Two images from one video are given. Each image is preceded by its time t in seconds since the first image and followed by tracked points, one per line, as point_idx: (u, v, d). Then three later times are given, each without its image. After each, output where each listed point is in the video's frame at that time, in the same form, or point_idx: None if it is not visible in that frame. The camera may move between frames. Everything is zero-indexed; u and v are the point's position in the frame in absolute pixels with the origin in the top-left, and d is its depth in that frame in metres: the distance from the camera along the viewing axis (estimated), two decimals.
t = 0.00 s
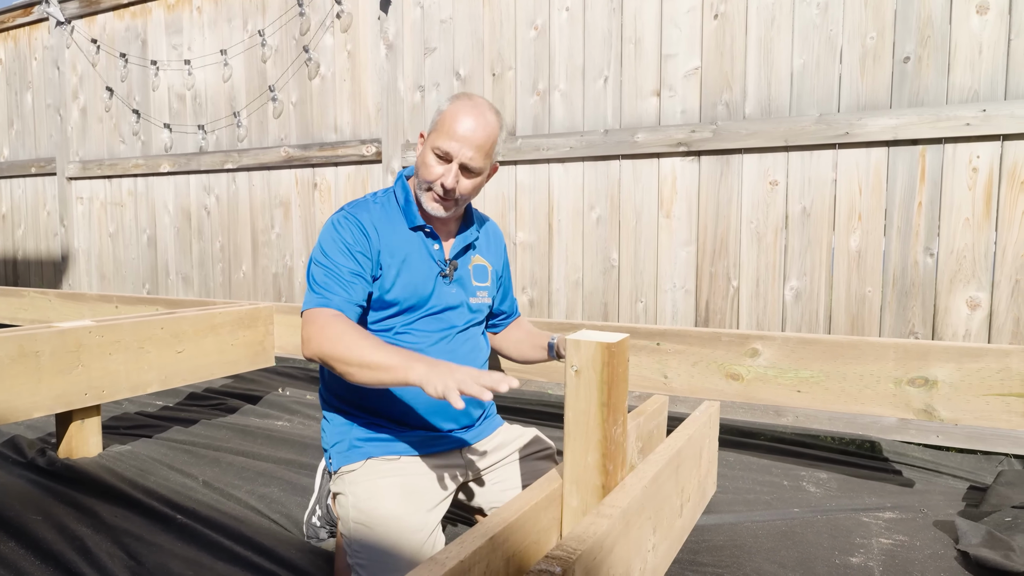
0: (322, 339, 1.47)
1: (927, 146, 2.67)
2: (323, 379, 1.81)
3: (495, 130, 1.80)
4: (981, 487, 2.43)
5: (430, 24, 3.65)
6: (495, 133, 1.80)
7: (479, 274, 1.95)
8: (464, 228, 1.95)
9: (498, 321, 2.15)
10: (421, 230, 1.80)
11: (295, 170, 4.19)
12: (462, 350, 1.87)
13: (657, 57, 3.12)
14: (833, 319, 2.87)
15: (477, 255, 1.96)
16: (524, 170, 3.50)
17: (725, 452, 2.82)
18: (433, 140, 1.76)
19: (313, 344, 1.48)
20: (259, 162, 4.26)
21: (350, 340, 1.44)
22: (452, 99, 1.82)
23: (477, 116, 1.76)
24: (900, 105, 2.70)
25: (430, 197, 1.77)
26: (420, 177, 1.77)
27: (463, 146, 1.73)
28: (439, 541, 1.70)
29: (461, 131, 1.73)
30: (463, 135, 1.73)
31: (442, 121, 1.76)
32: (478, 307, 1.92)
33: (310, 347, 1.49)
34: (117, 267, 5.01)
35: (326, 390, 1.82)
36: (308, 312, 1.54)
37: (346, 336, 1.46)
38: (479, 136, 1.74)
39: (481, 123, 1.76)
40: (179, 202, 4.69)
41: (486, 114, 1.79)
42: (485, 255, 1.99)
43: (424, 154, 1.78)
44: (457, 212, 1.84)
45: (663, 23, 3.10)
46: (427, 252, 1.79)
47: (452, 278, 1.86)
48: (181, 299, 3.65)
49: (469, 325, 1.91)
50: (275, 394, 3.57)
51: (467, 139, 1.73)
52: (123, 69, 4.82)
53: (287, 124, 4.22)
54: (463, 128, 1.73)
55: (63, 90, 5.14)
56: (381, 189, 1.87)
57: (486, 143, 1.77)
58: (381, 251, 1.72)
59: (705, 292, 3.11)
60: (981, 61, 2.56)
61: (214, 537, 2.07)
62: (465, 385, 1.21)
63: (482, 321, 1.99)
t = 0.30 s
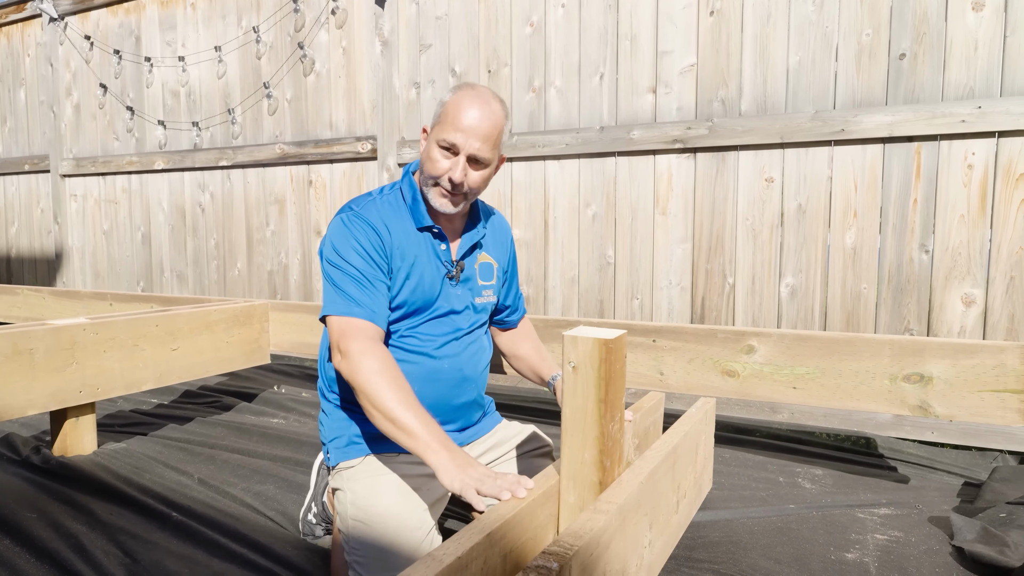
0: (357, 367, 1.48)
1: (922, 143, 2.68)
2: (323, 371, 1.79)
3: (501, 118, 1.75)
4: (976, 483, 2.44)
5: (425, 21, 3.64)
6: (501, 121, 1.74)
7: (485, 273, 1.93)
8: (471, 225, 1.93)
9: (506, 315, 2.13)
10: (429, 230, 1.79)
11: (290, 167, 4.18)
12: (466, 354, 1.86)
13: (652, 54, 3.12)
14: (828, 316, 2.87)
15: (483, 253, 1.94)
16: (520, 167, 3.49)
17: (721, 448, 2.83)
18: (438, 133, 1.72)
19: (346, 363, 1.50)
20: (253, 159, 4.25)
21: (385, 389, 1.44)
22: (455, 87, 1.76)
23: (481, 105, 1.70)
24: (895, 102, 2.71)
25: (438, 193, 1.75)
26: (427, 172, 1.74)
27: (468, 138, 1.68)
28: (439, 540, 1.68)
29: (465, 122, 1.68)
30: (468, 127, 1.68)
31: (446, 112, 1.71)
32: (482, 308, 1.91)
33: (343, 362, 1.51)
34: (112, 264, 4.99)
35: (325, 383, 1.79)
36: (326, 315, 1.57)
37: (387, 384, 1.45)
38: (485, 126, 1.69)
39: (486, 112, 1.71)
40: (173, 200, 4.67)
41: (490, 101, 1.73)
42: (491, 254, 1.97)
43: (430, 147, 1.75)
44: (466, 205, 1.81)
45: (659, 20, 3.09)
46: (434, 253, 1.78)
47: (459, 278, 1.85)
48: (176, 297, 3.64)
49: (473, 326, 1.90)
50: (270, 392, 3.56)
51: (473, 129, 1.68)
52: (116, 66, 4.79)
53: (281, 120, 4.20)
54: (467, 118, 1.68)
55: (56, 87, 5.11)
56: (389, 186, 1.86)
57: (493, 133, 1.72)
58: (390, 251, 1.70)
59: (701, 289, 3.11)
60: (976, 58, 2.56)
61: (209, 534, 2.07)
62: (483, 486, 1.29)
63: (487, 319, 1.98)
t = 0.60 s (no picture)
0: (359, 360, 1.46)
1: (919, 140, 2.68)
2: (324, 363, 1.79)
3: (510, 111, 1.73)
4: (971, 478, 2.45)
5: (421, 17, 3.63)
6: (511, 114, 1.73)
7: (490, 267, 1.93)
8: (476, 219, 1.92)
9: (507, 309, 2.13)
10: (435, 224, 1.78)
11: (286, 164, 4.16)
12: (470, 352, 1.85)
13: (649, 50, 3.11)
14: (825, 312, 2.88)
15: (488, 247, 1.94)
16: (516, 164, 3.49)
17: (717, 444, 2.83)
18: (448, 127, 1.70)
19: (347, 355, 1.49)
20: (249, 155, 4.23)
21: (388, 383, 1.43)
22: (462, 79, 1.73)
23: (492, 98, 1.68)
24: (892, 98, 2.71)
25: (450, 187, 1.74)
26: (438, 167, 1.73)
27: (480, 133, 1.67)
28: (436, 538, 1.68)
29: (475, 117, 1.66)
30: (479, 121, 1.66)
31: (456, 107, 1.69)
32: (485, 304, 1.91)
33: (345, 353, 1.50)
34: (107, 261, 4.97)
35: (326, 375, 1.79)
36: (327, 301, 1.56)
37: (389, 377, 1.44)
38: (497, 120, 1.68)
39: (496, 105, 1.68)
40: (169, 196, 4.65)
41: (500, 94, 1.71)
42: (496, 248, 1.96)
43: (439, 142, 1.73)
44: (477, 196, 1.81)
45: (656, 16, 3.09)
46: (440, 247, 1.77)
47: (464, 273, 1.85)
48: (172, 293, 3.62)
49: (478, 324, 1.89)
50: (266, 388, 3.56)
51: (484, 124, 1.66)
52: (111, 62, 4.77)
53: (277, 116, 4.19)
54: (478, 112, 1.66)
55: (51, 82, 5.09)
56: (394, 177, 1.84)
57: (504, 126, 1.70)
58: (397, 243, 1.70)
59: (698, 286, 3.11)
60: (973, 55, 2.57)
61: (206, 531, 2.06)
62: (481, 483, 1.28)
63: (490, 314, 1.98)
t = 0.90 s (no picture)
0: (361, 319, 1.42)
1: (915, 135, 2.68)
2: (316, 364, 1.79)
3: (478, 103, 1.76)
4: (966, 473, 2.46)
5: (418, 12, 3.62)
6: (478, 106, 1.75)
7: (474, 254, 1.94)
8: (456, 208, 1.95)
9: (496, 302, 2.12)
10: (416, 210, 1.81)
11: (282, 159, 4.15)
12: (458, 337, 1.86)
13: (646, 45, 3.11)
14: (821, 307, 2.88)
15: (470, 236, 1.96)
16: (513, 159, 3.48)
17: (714, 440, 2.84)
18: (417, 119, 1.74)
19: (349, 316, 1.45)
20: (245, 151, 4.22)
21: (393, 338, 1.37)
22: (433, 74, 1.77)
23: (458, 91, 1.71)
24: (888, 94, 2.71)
25: (420, 177, 1.78)
26: (407, 157, 1.76)
27: (446, 124, 1.70)
28: (429, 530, 1.69)
29: (442, 108, 1.69)
30: (446, 113, 1.70)
31: (423, 100, 1.72)
32: (472, 290, 1.91)
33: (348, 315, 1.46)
34: (103, 257, 4.96)
35: (319, 375, 1.79)
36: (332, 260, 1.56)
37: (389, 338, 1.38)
38: (462, 112, 1.71)
39: (463, 98, 1.71)
40: (164, 192, 4.64)
41: (467, 87, 1.74)
42: (479, 238, 1.99)
43: (410, 133, 1.76)
44: (449, 188, 1.84)
45: (652, 12, 3.08)
46: (423, 232, 1.80)
47: (448, 259, 1.86)
48: (168, 289, 3.61)
49: (465, 311, 1.90)
50: (263, 384, 3.55)
51: (450, 116, 1.69)
52: (106, 57, 4.74)
53: (273, 112, 4.18)
54: (444, 103, 1.69)
55: (45, 78, 5.06)
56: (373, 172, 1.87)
57: (471, 119, 1.73)
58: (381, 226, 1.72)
59: (694, 281, 3.12)
60: (969, 50, 2.57)
61: (202, 526, 2.06)
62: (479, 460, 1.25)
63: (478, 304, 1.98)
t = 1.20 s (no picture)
0: (305, 324, 1.48)
1: (911, 131, 2.68)
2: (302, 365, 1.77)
3: (443, 94, 1.85)
4: (962, 468, 2.46)
5: (414, 7, 3.61)
6: (444, 97, 1.85)
7: (453, 244, 1.95)
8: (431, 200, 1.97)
9: (474, 296, 2.16)
10: (390, 203, 1.82)
11: (278, 155, 4.14)
12: (445, 323, 1.86)
13: (643, 40, 3.10)
14: (817, 303, 2.89)
15: (448, 226, 1.97)
16: (509, 155, 3.47)
17: (710, 435, 2.84)
18: (389, 116, 1.80)
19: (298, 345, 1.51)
20: (241, 146, 4.21)
21: (338, 326, 1.45)
22: (396, 75, 1.85)
23: (424, 83, 1.80)
24: (885, 89, 2.71)
25: (399, 171, 1.81)
26: (384, 153, 1.80)
27: (419, 115, 1.78)
28: (425, 525, 1.69)
29: (413, 101, 1.77)
30: (417, 104, 1.78)
31: (392, 96, 1.79)
32: (454, 278, 1.90)
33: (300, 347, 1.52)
34: (98, 253, 4.94)
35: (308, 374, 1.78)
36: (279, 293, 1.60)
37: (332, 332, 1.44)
38: (432, 101, 1.79)
39: (430, 90, 1.80)
40: (160, 187, 4.62)
41: (431, 81, 1.84)
42: (456, 228, 2.00)
43: (383, 131, 1.82)
44: (427, 180, 1.88)
45: (649, 7, 3.07)
46: (400, 224, 1.80)
47: (428, 248, 1.86)
48: (163, 285, 3.60)
49: (450, 298, 1.90)
50: (259, 381, 3.55)
51: (422, 106, 1.78)
52: (101, 52, 4.72)
53: (269, 108, 4.16)
54: (413, 96, 1.77)
55: (40, 73, 5.04)
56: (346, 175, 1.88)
57: (440, 108, 1.82)
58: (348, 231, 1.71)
59: (690, 277, 3.11)
60: (966, 45, 2.57)
61: (198, 522, 2.06)
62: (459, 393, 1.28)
63: (461, 292, 1.98)
